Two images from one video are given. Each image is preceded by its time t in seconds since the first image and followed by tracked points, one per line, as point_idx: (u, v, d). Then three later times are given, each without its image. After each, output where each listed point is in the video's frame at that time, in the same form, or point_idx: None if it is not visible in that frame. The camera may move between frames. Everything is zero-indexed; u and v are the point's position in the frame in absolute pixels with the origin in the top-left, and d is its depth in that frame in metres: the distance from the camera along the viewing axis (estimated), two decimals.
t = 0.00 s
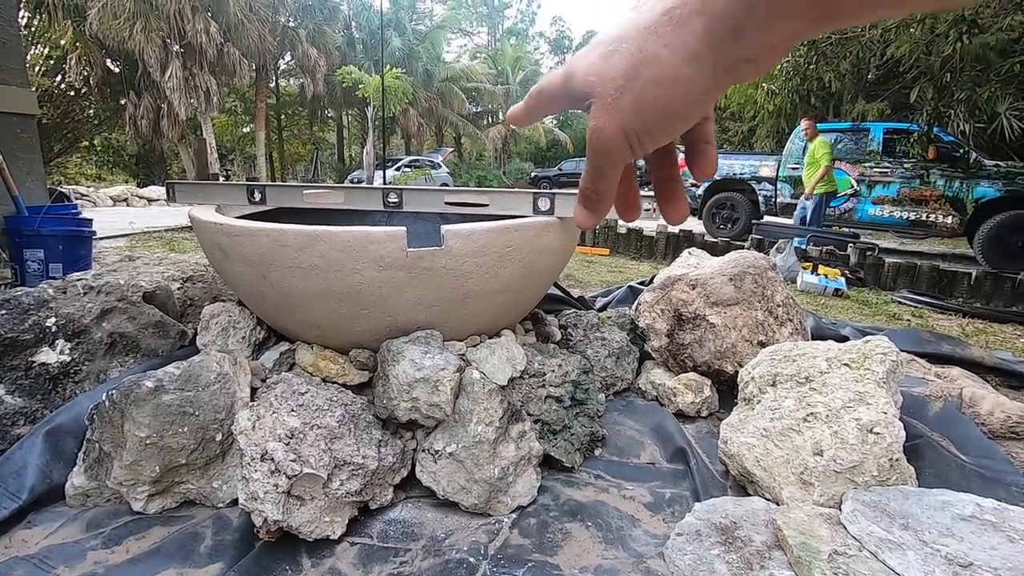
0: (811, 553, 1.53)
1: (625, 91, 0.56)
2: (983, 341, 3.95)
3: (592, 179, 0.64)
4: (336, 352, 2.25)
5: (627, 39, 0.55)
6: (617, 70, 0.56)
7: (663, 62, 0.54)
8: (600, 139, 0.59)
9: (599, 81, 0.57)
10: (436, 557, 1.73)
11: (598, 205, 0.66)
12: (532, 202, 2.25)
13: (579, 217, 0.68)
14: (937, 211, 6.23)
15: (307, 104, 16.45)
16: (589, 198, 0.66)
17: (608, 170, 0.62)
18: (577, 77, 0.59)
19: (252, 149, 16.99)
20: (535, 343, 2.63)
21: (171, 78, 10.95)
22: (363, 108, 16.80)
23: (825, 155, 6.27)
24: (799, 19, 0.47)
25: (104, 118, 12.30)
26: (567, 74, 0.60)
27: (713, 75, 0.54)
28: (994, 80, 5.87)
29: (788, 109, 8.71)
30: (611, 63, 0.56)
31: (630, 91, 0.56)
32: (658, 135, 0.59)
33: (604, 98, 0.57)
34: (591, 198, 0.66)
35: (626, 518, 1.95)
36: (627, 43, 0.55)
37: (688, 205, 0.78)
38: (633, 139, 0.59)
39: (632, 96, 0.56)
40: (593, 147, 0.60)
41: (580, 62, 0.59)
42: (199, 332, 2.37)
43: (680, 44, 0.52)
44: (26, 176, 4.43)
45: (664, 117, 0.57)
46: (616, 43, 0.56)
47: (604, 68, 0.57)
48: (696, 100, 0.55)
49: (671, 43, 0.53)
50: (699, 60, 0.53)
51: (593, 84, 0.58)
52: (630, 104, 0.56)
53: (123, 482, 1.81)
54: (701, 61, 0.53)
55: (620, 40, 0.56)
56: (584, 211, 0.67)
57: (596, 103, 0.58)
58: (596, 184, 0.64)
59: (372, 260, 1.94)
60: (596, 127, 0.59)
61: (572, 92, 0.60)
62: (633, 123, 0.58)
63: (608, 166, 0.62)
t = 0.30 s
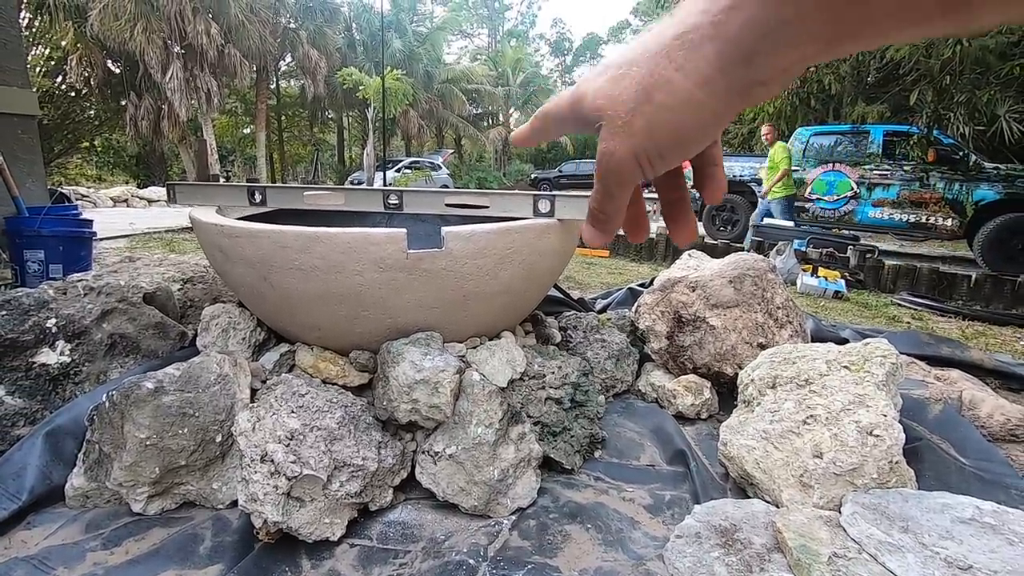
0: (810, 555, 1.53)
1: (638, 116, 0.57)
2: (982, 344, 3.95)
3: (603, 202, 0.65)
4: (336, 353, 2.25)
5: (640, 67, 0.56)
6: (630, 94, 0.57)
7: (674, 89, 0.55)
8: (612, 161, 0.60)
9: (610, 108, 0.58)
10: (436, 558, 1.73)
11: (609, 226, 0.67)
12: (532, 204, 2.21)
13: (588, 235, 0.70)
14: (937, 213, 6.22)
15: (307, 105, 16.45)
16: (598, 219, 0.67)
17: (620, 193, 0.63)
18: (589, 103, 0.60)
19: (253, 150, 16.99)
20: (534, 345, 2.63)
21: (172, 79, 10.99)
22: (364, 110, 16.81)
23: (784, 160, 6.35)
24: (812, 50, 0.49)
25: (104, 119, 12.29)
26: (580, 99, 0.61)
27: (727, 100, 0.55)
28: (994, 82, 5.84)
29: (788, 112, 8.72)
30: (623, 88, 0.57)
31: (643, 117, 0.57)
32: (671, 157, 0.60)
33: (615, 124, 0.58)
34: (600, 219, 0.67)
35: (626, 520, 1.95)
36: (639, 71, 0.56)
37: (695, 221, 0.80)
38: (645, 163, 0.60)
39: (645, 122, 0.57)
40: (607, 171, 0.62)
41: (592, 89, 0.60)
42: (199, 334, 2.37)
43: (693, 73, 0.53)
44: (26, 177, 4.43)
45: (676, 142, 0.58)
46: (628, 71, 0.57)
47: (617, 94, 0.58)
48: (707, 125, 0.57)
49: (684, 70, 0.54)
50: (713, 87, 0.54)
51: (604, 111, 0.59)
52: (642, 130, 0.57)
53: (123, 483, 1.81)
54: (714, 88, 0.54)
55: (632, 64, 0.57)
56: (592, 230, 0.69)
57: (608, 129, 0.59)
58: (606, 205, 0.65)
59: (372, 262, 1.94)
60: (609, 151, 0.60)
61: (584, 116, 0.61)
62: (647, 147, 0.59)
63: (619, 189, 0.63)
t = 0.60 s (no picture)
0: (813, 563, 1.52)
1: (696, 204, 0.52)
2: (985, 349, 3.94)
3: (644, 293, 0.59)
4: (337, 357, 2.25)
5: (702, 147, 0.51)
6: (688, 179, 0.51)
7: (743, 170, 0.51)
8: (660, 255, 0.54)
9: (661, 192, 0.52)
10: (436, 564, 1.73)
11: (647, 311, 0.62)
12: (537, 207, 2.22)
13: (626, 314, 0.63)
14: (939, 218, 6.19)
15: (309, 107, 16.47)
16: (636, 302, 0.61)
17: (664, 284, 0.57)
18: (631, 184, 0.53)
19: (255, 152, 17.01)
20: (535, 349, 2.63)
21: (175, 81, 11.02)
22: (366, 112, 16.83)
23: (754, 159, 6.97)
24: (895, 128, 0.49)
25: (107, 121, 12.31)
26: (617, 178, 0.54)
27: (794, 179, 0.53)
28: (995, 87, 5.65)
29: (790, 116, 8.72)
30: (677, 170, 0.51)
31: (701, 205, 0.52)
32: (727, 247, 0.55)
33: (667, 212, 0.52)
34: (635, 299, 0.61)
35: (627, 526, 1.95)
36: (700, 151, 0.51)
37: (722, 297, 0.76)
38: (698, 257, 0.54)
39: (706, 209, 0.52)
40: (652, 260, 0.55)
41: (632, 168, 0.53)
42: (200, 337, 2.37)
43: (765, 154, 0.51)
44: (29, 178, 4.44)
45: (735, 232, 0.53)
46: (684, 151, 0.51)
47: (670, 176, 0.52)
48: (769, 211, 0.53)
49: (755, 150, 0.50)
50: (785, 166, 0.51)
51: (650, 196, 0.52)
52: (702, 221, 0.52)
53: (123, 487, 1.80)
54: (785, 169, 0.51)
55: (686, 151, 0.51)
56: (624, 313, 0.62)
57: (657, 218, 0.53)
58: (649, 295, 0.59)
59: (373, 266, 1.94)
60: (658, 243, 0.53)
61: (620, 198, 0.54)
62: (703, 239, 0.53)
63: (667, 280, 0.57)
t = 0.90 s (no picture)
0: (806, 566, 1.52)
1: (672, 150, 0.46)
2: (983, 352, 3.93)
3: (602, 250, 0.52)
4: (333, 359, 2.25)
5: (684, 85, 0.46)
6: (666, 122, 0.46)
7: (728, 112, 0.46)
8: (631, 208, 0.47)
9: (636, 137, 0.46)
10: (431, 566, 1.73)
11: (595, 279, 0.56)
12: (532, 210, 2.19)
13: (563, 285, 0.57)
14: (939, 221, 6.20)
15: (310, 110, 16.52)
16: (585, 266, 0.55)
17: (626, 246, 0.50)
18: (601, 129, 0.48)
19: (256, 154, 17.03)
20: (532, 351, 2.63)
21: (177, 83, 11.06)
22: (367, 115, 16.86)
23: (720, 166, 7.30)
24: (884, 74, 0.45)
25: (109, 123, 12.33)
26: (585, 124, 0.48)
27: (777, 130, 0.48)
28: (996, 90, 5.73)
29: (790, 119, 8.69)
30: (654, 110, 0.46)
31: (679, 154, 0.46)
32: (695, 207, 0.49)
33: (642, 158, 0.46)
34: (585, 268, 0.55)
35: (622, 528, 1.95)
36: (679, 89, 0.46)
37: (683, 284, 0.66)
38: (670, 211, 0.48)
39: (685, 157, 0.46)
40: (612, 218, 0.48)
41: (602, 112, 0.48)
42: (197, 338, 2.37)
43: (755, 96, 0.46)
44: (30, 181, 4.45)
45: (711, 186, 0.48)
46: (662, 91, 0.46)
47: (646, 121, 0.46)
48: (747, 167, 0.48)
49: (740, 92, 0.46)
50: (772, 110, 0.46)
51: (626, 140, 0.47)
52: (679, 168, 0.46)
53: (118, 488, 1.81)
54: (774, 116, 0.47)
55: (661, 93, 0.46)
56: (572, 280, 0.56)
57: (628, 166, 0.47)
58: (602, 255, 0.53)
59: (369, 268, 1.94)
60: (624, 192, 0.47)
61: (590, 144, 0.49)
62: (677, 190, 0.47)
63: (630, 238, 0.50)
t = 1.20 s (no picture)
0: (804, 569, 1.52)
1: (726, 201, 0.57)
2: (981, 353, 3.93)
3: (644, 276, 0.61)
4: (330, 363, 2.25)
5: (737, 146, 0.56)
6: (723, 177, 0.57)
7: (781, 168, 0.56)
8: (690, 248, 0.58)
9: (695, 189, 0.57)
10: (429, 571, 1.73)
11: (638, 304, 0.64)
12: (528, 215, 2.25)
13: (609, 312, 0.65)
14: (936, 221, 6.20)
15: (307, 112, 16.50)
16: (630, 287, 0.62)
17: (674, 281, 0.60)
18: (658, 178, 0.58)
19: (253, 156, 17.00)
20: (530, 355, 2.64)
21: (174, 85, 11.05)
22: (364, 116, 16.85)
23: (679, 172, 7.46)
24: (921, 131, 0.55)
25: (105, 126, 12.28)
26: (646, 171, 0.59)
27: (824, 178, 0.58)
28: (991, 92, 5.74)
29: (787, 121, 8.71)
30: (711, 165, 0.57)
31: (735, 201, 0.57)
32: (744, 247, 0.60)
33: (695, 211, 0.57)
34: (626, 295, 0.64)
35: (620, 531, 1.95)
36: (735, 148, 0.57)
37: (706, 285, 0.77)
38: (722, 252, 0.59)
39: (741, 205, 0.57)
40: (669, 259, 0.59)
41: (663, 160, 0.58)
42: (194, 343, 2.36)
43: (804, 158, 0.56)
44: (27, 185, 4.44)
45: (762, 227, 0.59)
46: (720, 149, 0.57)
47: (704, 173, 0.57)
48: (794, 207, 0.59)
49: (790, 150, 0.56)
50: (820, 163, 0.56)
51: (678, 191, 0.58)
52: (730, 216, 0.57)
53: (116, 494, 1.80)
54: (820, 171, 0.57)
55: (716, 157, 0.57)
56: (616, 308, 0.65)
57: (684, 213, 0.57)
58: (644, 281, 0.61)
59: (366, 273, 1.94)
60: (676, 236, 0.58)
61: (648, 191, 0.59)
62: (728, 232, 0.58)
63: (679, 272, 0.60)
